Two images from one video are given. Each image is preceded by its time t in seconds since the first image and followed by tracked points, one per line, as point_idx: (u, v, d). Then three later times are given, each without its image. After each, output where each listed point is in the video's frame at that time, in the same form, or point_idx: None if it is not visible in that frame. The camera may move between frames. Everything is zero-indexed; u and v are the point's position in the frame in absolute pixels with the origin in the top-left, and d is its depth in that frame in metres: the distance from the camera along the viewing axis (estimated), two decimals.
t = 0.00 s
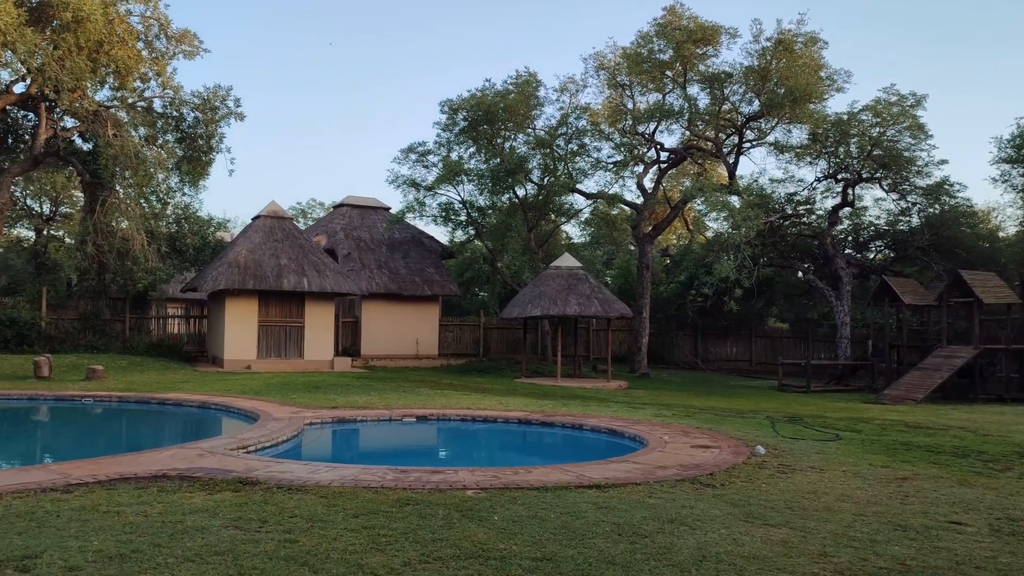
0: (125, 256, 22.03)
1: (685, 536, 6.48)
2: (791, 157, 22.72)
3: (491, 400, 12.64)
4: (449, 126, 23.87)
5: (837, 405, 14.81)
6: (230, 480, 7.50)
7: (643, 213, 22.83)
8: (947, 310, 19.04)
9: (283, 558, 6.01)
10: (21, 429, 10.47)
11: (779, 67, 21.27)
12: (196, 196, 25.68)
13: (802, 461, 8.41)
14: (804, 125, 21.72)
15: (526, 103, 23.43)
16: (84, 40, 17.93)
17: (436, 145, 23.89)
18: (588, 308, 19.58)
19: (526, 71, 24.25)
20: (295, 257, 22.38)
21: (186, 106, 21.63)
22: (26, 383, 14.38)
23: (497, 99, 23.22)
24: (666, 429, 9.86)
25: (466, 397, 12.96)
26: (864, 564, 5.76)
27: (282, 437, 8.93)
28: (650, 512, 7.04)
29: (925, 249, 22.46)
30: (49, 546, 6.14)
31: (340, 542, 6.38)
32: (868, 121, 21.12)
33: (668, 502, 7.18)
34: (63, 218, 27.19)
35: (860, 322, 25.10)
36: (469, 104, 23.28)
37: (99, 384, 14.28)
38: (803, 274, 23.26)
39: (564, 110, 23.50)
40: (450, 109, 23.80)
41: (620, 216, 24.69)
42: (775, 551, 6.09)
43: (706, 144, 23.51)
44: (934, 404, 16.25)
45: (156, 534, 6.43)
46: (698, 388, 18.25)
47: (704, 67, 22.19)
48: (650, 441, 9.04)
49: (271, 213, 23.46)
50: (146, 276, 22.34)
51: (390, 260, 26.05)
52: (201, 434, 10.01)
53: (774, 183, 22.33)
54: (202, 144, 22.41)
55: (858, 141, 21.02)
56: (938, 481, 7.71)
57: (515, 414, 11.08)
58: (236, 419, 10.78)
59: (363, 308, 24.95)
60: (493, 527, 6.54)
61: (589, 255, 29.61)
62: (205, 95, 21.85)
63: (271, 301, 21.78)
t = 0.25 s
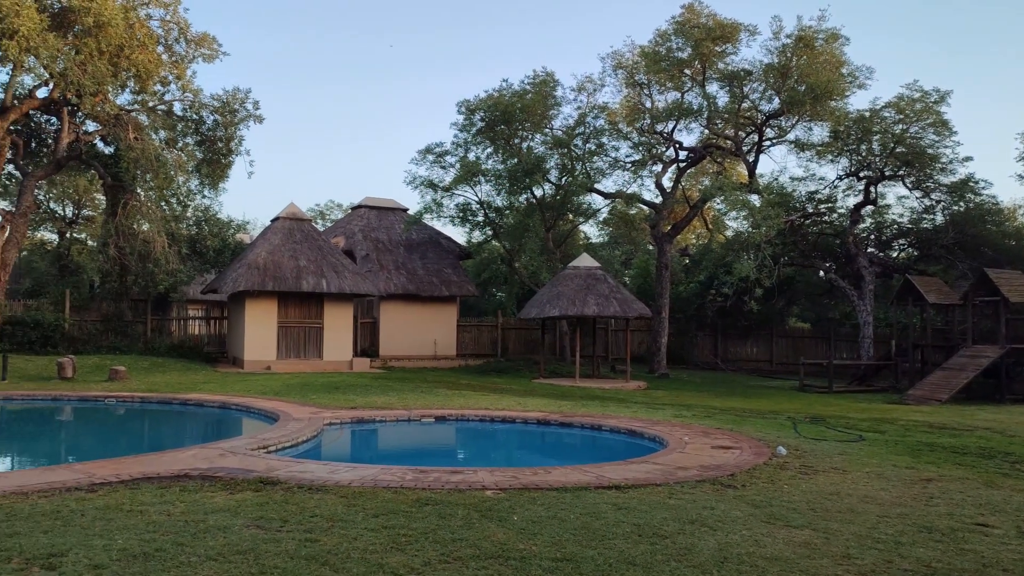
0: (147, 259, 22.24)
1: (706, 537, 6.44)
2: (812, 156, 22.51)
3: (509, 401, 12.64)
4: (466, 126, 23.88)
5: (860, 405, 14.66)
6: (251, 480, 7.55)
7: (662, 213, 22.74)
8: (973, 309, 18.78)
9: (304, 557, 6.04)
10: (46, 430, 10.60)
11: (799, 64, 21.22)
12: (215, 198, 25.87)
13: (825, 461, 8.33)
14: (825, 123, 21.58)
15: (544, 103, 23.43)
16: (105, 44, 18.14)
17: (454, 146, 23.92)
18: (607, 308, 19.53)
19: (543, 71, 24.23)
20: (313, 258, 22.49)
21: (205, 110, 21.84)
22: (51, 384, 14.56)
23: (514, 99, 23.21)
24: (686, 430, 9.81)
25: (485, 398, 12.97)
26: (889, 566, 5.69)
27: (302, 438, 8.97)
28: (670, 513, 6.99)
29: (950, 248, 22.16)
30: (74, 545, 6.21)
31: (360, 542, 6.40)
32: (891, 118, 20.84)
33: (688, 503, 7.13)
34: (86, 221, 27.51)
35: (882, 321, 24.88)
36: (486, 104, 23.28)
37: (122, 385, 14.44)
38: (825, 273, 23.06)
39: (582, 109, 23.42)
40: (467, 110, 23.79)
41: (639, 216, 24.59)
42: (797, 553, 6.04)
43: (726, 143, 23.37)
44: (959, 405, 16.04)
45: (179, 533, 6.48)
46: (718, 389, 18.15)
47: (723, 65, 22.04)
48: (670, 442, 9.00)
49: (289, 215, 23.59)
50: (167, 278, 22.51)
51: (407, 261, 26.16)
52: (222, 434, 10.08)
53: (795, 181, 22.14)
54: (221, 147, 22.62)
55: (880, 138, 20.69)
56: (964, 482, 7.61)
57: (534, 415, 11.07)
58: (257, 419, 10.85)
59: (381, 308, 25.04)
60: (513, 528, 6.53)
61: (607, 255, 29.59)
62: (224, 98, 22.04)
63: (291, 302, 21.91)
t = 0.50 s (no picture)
0: (171, 259, 22.40)
1: (730, 539, 6.36)
2: (837, 153, 22.21)
3: (531, 401, 12.61)
4: (487, 126, 23.91)
5: (888, 406, 14.45)
6: (274, 479, 7.59)
7: (684, 212, 22.61)
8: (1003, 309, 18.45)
9: (328, 556, 6.06)
10: (73, 428, 10.74)
11: (825, 60, 21.22)
12: (238, 200, 26.11)
13: (851, 463, 8.21)
14: (851, 120, 21.48)
15: (564, 102, 23.38)
16: (130, 48, 18.39)
17: (474, 146, 23.97)
18: (629, 307, 19.43)
19: (564, 70, 24.20)
20: (335, 259, 22.61)
21: (228, 112, 22.06)
22: (79, 383, 14.77)
23: (534, 98, 23.19)
24: (710, 431, 9.71)
25: (506, 398, 12.95)
26: (919, 570, 5.58)
27: (324, 437, 9.00)
28: (694, 514, 6.92)
29: (980, 246, 21.66)
30: (101, 542, 6.28)
31: (383, 541, 6.40)
32: (918, 114, 20.54)
33: (712, 505, 7.05)
34: (112, 222, 27.84)
35: (910, 321, 24.55)
36: (506, 104, 23.28)
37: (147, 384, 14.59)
38: (851, 272, 22.77)
39: (603, 108, 23.33)
40: (487, 109, 23.80)
41: (661, 215, 24.46)
42: (824, 556, 5.94)
43: (750, 140, 23.16)
44: (990, 406, 15.75)
45: (204, 531, 6.53)
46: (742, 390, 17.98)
47: (746, 62, 21.82)
48: (694, 443, 8.91)
49: (311, 216, 23.76)
50: (191, 279, 22.74)
51: (428, 261, 26.23)
52: (245, 433, 10.16)
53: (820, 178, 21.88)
54: (244, 148, 22.81)
55: (908, 134, 20.34)
56: (996, 485, 7.45)
57: (555, 415, 11.03)
58: (279, 419, 10.91)
59: (403, 309, 25.12)
60: (535, 528, 6.50)
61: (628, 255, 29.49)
62: (247, 100, 22.23)
63: (313, 303, 22.05)
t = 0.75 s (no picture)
0: (189, 260, 22.56)
1: (751, 540, 6.31)
2: (858, 151, 21.99)
3: (548, 401, 12.58)
4: (503, 126, 23.95)
5: (909, 406, 14.30)
6: (293, 479, 7.61)
7: (703, 211, 22.50)
8: None
9: (347, 556, 6.07)
10: (94, 428, 10.84)
11: (845, 57, 21.01)
12: (256, 201, 26.25)
13: (873, 464, 8.13)
14: (872, 116, 21.10)
15: (581, 101, 23.29)
16: (149, 51, 18.58)
17: (491, 146, 24.00)
18: (646, 307, 19.36)
19: (581, 69, 24.14)
20: (352, 260, 22.68)
21: (246, 113, 22.18)
22: (99, 384, 14.90)
23: (551, 97, 23.16)
24: (729, 431, 9.65)
25: (523, 398, 12.94)
26: (944, 572, 5.50)
27: (342, 437, 9.02)
28: (714, 515, 6.88)
29: (1005, 245, 21.02)
30: (123, 541, 6.33)
31: (402, 541, 6.40)
32: (941, 111, 20.35)
33: (732, 505, 7.00)
34: (130, 224, 28.06)
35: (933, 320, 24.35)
36: (523, 103, 23.29)
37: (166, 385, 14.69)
38: (872, 270, 22.56)
39: (620, 107, 23.26)
40: (504, 109, 23.84)
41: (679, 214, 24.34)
42: (846, 557, 5.88)
43: (769, 139, 22.99)
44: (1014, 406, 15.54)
45: (224, 531, 6.56)
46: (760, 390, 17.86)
47: (765, 59, 21.68)
48: (713, 443, 8.86)
49: (329, 216, 23.87)
50: (209, 280, 22.89)
51: (445, 262, 26.26)
52: (263, 433, 10.20)
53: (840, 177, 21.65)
54: (261, 149, 23.01)
55: (930, 132, 20.23)
56: (1023, 486, 7.34)
57: (573, 415, 11.01)
58: (297, 419, 10.94)
59: (419, 309, 25.17)
60: (554, 528, 6.48)
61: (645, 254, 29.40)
62: (264, 101, 22.36)
63: (330, 303, 22.13)
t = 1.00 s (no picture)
0: (206, 260, 22.66)
1: (769, 541, 6.26)
2: (877, 149, 21.80)
3: (564, 401, 12.56)
4: (519, 126, 23.96)
5: (928, 407, 14.18)
6: (310, 478, 7.62)
7: (720, 210, 22.40)
8: None
9: (363, 555, 6.07)
10: (112, 427, 10.90)
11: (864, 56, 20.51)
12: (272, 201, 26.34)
13: (893, 465, 8.06)
14: (891, 114, 20.82)
15: (597, 100, 23.20)
16: (167, 52, 18.74)
17: (507, 145, 24.03)
18: (662, 308, 19.30)
19: (597, 68, 24.08)
20: (368, 260, 22.73)
21: (262, 114, 22.26)
22: (117, 383, 15.01)
23: (567, 96, 23.14)
24: (746, 432, 9.59)
25: (538, 398, 12.92)
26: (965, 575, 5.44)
27: (357, 437, 9.03)
28: (731, 516, 6.83)
29: None
30: (141, 539, 6.36)
31: (418, 540, 6.40)
32: (961, 109, 20.21)
33: (750, 507, 6.96)
34: (148, 224, 28.24)
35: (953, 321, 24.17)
36: (539, 103, 23.28)
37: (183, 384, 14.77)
38: (891, 271, 22.41)
39: (637, 106, 23.19)
40: (520, 109, 23.86)
41: (695, 213, 24.22)
42: (866, 559, 5.82)
43: (787, 138, 22.82)
44: None
45: (241, 530, 6.58)
46: (777, 390, 17.75)
47: (783, 58, 21.57)
48: (730, 444, 8.81)
49: (345, 217, 23.94)
50: (226, 280, 23.01)
51: (460, 262, 26.27)
52: (279, 433, 10.23)
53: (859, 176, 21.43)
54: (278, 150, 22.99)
55: (950, 130, 20.04)
56: None
57: (588, 415, 10.98)
58: (313, 418, 10.97)
59: (434, 309, 25.20)
60: (571, 529, 6.46)
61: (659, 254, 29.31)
62: (281, 102, 22.41)
63: (346, 302, 22.18)
